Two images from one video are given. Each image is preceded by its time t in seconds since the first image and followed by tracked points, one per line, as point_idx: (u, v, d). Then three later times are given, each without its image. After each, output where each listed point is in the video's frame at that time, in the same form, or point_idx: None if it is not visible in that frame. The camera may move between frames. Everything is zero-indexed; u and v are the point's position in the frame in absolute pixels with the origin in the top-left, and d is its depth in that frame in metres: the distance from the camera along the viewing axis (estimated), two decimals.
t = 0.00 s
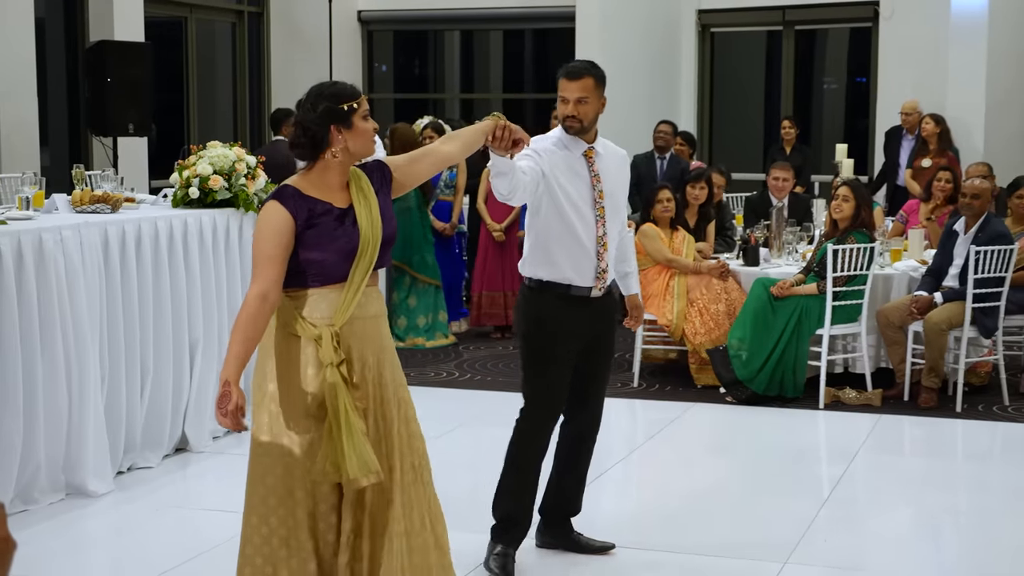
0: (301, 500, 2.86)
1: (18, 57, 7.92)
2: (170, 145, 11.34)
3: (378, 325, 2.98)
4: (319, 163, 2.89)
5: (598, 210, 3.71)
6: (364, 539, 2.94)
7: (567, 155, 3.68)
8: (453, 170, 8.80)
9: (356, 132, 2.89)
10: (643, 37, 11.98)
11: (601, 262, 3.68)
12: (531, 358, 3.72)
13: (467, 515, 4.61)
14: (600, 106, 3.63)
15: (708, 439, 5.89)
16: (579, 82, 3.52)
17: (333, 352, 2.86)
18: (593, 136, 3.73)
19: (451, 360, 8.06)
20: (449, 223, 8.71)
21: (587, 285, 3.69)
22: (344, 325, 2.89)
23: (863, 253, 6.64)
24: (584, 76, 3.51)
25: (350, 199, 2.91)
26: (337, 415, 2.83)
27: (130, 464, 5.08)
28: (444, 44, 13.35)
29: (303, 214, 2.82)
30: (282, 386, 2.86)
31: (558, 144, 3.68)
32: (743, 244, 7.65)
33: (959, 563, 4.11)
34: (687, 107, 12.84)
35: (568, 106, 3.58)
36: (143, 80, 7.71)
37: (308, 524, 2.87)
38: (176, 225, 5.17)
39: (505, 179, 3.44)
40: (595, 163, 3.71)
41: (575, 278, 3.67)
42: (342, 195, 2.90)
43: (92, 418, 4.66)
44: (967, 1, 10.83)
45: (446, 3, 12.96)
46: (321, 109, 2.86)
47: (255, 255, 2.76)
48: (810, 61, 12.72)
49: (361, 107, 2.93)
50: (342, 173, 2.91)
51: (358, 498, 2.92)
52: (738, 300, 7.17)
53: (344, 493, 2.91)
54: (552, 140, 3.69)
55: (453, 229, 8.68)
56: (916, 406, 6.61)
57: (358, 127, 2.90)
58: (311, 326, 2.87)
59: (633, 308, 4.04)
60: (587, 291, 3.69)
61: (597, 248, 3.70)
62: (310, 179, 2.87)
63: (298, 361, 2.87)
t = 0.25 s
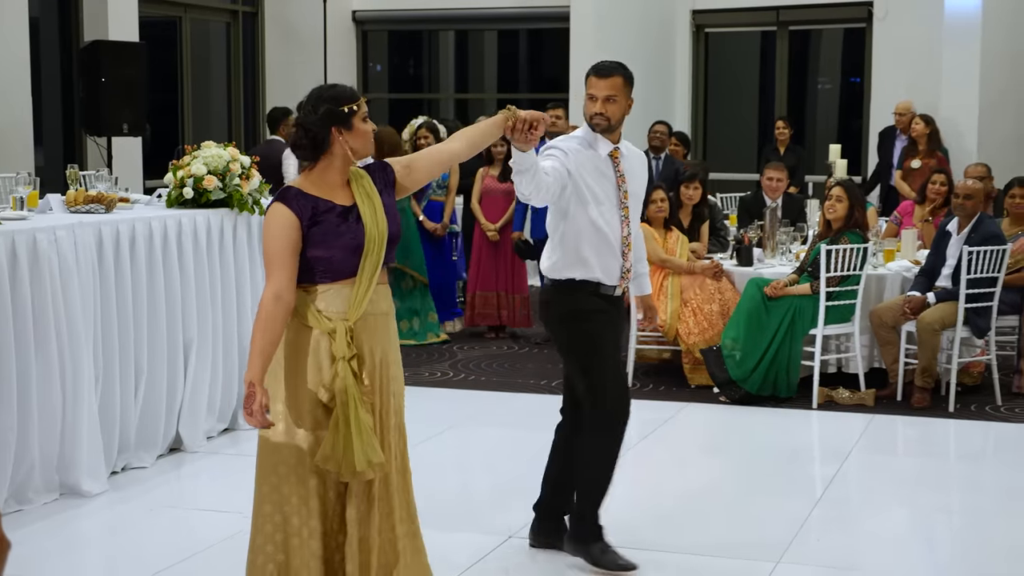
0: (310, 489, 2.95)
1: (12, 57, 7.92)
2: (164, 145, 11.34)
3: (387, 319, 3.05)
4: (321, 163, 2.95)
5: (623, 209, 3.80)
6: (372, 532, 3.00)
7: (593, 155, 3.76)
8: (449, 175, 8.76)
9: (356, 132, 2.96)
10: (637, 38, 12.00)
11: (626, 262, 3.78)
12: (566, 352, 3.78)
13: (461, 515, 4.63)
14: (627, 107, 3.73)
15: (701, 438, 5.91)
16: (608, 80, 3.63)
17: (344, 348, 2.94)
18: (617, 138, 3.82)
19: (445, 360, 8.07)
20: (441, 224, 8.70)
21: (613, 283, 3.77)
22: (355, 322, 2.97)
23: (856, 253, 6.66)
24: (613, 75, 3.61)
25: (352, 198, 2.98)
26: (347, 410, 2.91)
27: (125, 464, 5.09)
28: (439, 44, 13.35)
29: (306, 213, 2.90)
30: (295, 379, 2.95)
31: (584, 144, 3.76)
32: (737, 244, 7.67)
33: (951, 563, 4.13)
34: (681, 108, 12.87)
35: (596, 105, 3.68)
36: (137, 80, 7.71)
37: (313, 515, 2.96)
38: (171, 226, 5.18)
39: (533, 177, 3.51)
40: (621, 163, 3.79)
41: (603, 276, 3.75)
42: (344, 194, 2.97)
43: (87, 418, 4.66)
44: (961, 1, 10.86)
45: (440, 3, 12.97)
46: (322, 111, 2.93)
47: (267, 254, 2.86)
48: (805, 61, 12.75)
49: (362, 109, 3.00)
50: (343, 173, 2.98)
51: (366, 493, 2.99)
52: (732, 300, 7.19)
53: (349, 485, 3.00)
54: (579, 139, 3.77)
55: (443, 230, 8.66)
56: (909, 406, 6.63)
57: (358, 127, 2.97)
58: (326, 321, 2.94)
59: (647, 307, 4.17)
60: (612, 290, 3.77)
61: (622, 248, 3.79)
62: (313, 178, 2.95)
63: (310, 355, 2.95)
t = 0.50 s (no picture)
0: (310, 483, 2.97)
1: (4, 56, 7.91)
2: (156, 145, 11.34)
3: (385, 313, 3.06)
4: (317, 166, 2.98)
5: (653, 218, 3.78)
6: (376, 523, 3.01)
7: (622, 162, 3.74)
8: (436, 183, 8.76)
9: (349, 133, 2.97)
10: (630, 37, 12.02)
11: (658, 270, 3.77)
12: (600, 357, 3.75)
13: (453, 514, 4.63)
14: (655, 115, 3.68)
15: (693, 438, 5.92)
16: (638, 89, 3.56)
17: (339, 343, 2.95)
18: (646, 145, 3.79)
19: (438, 360, 8.08)
20: (428, 224, 8.68)
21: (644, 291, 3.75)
22: (351, 317, 2.98)
23: (848, 253, 6.67)
24: (642, 84, 3.55)
25: (350, 198, 2.99)
26: (342, 405, 2.93)
27: (117, 465, 5.08)
28: (432, 44, 13.36)
29: (302, 214, 2.92)
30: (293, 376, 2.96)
31: (612, 150, 3.74)
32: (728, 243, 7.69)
33: (943, 562, 4.14)
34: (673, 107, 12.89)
35: (625, 114, 3.61)
36: (129, 80, 7.70)
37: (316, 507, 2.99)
38: (163, 226, 5.17)
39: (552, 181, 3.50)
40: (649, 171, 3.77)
41: (635, 284, 3.73)
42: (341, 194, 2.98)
43: (79, 418, 4.66)
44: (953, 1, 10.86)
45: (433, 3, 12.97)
46: (318, 115, 2.96)
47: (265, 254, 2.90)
48: (797, 61, 12.76)
49: (356, 111, 3.00)
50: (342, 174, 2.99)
51: (369, 486, 3.00)
52: (724, 300, 7.19)
53: (352, 479, 3.02)
54: (606, 145, 3.75)
55: (430, 229, 8.65)
56: (900, 405, 6.65)
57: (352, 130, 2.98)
58: (321, 318, 2.96)
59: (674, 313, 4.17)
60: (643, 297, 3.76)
61: (654, 256, 3.78)
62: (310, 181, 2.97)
63: (308, 351, 2.96)
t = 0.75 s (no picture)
0: (303, 478, 2.98)
1: None
2: (148, 145, 11.34)
3: (376, 310, 3.05)
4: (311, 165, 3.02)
5: (703, 217, 3.74)
6: (377, 512, 3.00)
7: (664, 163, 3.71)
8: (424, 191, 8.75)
9: (338, 133, 2.98)
10: (622, 38, 12.05)
11: (712, 269, 3.73)
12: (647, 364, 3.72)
13: (445, 514, 4.64)
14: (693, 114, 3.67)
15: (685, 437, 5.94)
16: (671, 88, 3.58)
17: (321, 338, 2.97)
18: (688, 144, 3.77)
19: (430, 360, 8.09)
20: (415, 224, 8.69)
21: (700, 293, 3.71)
22: (336, 312, 2.99)
23: (838, 253, 6.69)
24: (675, 82, 3.57)
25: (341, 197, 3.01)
26: (325, 399, 2.94)
27: (108, 464, 5.08)
28: (424, 44, 13.36)
29: (288, 211, 2.96)
30: (280, 371, 3.00)
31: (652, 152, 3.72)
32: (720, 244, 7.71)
33: (933, 561, 4.15)
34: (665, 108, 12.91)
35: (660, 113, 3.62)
36: (121, 80, 7.70)
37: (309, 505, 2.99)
38: (154, 226, 5.18)
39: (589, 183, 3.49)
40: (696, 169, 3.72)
41: (688, 285, 3.69)
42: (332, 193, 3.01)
43: (70, 418, 4.66)
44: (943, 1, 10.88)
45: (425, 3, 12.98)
46: (308, 114, 2.98)
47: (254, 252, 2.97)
48: (790, 62, 12.79)
49: (347, 112, 3.00)
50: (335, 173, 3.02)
51: (362, 482, 2.99)
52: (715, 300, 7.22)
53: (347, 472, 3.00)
54: (646, 146, 3.73)
55: (418, 229, 8.67)
56: (892, 405, 6.67)
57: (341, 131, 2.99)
58: (307, 311, 3.00)
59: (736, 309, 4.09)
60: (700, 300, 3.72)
61: (708, 256, 3.74)
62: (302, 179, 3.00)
63: (295, 347, 3.00)
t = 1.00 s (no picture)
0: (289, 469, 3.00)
1: None
2: (139, 145, 11.32)
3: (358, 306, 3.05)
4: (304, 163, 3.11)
5: (732, 214, 3.64)
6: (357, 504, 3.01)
7: (688, 159, 3.64)
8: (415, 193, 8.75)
9: (329, 132, 3.08)
10: (614, 38, 12.07)
11: (743, 266, 3.63)
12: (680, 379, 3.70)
13: (436, 514, 4.64)
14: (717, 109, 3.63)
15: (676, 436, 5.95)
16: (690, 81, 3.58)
17: (295, 330, 3.04)
18: (719, 137, 3.68)
19: (422, 360, 8.08)
20: (406, 224, 8.70)
21: (729, 293, 3.63)
22: (312, 306, 3.05)
23: (830, 252, 6.68)
24: (693, 76, 3.56)
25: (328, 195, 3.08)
26: (296, 391, 2.99)
27: (99, 465, 5.07)
28: (416, 44, 13.36)
29: (275, 208, 3.07)
30: (264, 365, 3.09)
31: (677, 147, 3.67)
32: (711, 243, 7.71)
33: (924, 561, 4.16)
34: (657, 107, 12.92)
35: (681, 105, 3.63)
36: (112, 80, 7.68)
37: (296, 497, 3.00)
38: (145, 226, 5.17)
39: (591, 179, 3.50)
40: (724, 165, 3.63)
41: (711, 284, 3.62)
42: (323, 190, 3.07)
43: (61, 418, 4.65)
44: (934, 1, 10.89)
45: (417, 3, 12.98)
46: (300, 117, 3.10)
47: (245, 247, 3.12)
48: (781, 61, 12.81)
49: (336, 113, 3.10)
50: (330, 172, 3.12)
51: (338, 475, 2.99)
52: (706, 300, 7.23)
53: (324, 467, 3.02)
54: (670, 142, 3.68)
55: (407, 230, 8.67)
56: (883, 404, 6.68)
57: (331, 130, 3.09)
58: (287, 307, 3.08)
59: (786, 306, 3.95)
60: (731, 301, 3.64)
61: (738, 253, 3.64)
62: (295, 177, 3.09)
63: (276, 341, 3.07)
